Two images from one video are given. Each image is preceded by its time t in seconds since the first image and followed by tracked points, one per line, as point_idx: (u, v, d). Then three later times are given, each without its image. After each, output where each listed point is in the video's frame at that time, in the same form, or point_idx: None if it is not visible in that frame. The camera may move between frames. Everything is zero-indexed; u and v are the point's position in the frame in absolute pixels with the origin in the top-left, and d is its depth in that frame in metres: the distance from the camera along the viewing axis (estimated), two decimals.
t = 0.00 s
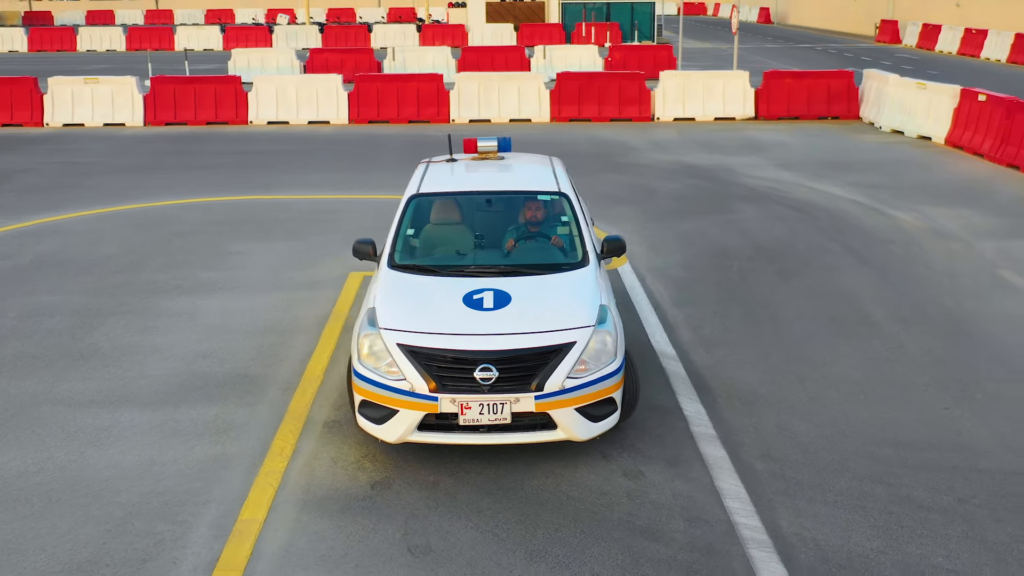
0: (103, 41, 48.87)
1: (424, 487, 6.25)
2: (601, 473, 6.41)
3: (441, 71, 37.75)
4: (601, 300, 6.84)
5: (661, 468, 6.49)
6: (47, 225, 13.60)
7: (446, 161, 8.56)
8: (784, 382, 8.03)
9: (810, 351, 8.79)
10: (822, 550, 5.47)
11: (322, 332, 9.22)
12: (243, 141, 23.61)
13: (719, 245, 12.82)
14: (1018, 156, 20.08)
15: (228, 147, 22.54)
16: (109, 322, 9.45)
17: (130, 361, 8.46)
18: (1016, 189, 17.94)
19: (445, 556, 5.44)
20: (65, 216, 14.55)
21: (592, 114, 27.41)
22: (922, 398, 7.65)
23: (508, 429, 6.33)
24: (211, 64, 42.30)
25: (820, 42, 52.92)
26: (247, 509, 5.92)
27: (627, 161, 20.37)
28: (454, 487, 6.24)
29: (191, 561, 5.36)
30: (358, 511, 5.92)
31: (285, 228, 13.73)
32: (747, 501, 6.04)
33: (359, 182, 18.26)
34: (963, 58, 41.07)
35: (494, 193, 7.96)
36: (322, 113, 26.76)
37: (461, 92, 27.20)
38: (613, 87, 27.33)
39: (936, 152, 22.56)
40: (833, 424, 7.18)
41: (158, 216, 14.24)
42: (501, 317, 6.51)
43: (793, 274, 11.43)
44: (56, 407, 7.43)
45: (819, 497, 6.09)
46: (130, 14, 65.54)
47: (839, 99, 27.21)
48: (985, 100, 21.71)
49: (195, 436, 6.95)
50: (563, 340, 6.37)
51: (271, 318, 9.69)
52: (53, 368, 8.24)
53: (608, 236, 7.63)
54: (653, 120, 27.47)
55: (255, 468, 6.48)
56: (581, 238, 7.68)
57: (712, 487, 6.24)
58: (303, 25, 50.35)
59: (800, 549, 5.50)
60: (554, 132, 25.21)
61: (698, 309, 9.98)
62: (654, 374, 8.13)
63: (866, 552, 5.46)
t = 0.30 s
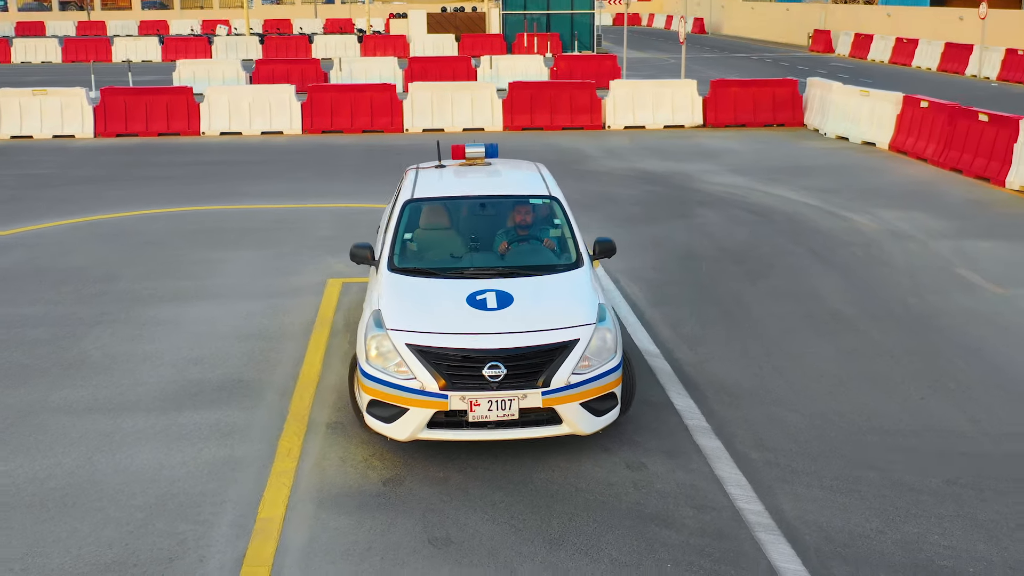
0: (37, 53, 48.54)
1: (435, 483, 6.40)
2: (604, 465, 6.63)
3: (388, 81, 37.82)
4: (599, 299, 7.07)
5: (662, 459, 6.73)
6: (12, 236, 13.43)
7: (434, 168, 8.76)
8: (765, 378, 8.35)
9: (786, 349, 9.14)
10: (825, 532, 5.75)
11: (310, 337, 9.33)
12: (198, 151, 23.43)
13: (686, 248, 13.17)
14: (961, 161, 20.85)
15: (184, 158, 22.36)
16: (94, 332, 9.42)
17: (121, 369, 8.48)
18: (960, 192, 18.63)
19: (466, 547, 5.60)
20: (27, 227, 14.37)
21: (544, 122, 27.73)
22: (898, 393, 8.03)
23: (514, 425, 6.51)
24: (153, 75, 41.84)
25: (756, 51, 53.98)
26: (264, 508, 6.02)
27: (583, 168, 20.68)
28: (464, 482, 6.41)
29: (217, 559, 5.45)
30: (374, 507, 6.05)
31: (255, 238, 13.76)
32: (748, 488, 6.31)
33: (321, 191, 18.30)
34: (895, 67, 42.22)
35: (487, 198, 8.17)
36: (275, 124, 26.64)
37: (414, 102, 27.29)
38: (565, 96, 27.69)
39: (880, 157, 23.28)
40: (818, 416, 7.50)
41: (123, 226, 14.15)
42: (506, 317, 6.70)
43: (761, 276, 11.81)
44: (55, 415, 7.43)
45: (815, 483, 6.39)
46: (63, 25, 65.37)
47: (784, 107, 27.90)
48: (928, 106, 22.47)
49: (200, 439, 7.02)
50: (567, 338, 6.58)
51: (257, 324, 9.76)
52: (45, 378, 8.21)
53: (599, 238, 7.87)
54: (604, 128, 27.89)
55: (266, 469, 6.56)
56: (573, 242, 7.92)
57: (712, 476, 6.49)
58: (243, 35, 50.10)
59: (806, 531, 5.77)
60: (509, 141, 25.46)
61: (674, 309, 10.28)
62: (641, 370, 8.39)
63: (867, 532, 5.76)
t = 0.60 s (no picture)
0: None
1: (452, 477, 6.60)
2: (613, 457, 6.89)
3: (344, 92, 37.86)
4: (602, 299, 7.34)
5: (667, 450, 7.01)
6: None
7: (432, 175, 8.97)
8: (754, 373, 8.69)
9: (770, 346, 9.49)
10: (830, 514, 6.07)
11: (307, 342, 9.48)
12: (162, 162, 23.32)
13: (661, 252, 13.52)
14: (915, 166, 21.50)
15: (148, 169, 22.25)
16: (91, 341, 9.48)
17: (123, 375, 8.57)
18: (916, 197, 19.22)
19: (491, 536, 5.82)
20: None
21: (507, 132, 28.00)
22: (881, 386, 8.41)
23: (526, 420, 6.75)
24: (104, 87, 41.40)
25: (704, 62, 54.76)
26: (289, 504, 6.18)
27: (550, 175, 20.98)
28: (480, 475, 6.62)
29: (251, 553, 5.61)
30: (396, 501, 6.24)
31: (234, 246, 13.84)
32: (752, 476, 6.61)
33: (292, 201, 18.37)
34: (841, 77, 43.05)
35: (488, 203, 8.39)
36: (238, 135, 26.60)
37: (377, 112, 27.43)
38: (526, 106, 28.00)
39: (837, 163, 23.89)
40: (809, 408, 7.85)
41: (99, 236, 14.14)
42: (515, 316, 6.93)
43: (737, 278, 12.19)
44: (65, 421, 7.52)
45: (815, 470, 6.71)
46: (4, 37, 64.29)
47: (740, 115, 28.44)
48: (881, 114, 23.22)
49: (215, 441, 7.16)
50: (576, 335, 6.83)
51: (251, 331, 9.89)
52: (49, 386, 8.28)
53: (596, 240, 8.13)
54: (565, 137, 28.25)
55: (285, 467, 6.72)
56: (571, 244, 8.19)
57: (717, 465, 6.78)
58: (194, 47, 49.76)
59: (812, 514, 6.08)
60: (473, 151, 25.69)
61: (658, 309, 10.59)
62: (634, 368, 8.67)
63: (868, 513, 6.08)
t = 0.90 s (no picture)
0: None
1: (472, 467, 6.84)
2: (624, 446, 7.17)
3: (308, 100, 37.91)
4: (609, 296, 7.62)
5: (674, 439, 7.31)
6: None
7: (434, 178, 9.22)
8: (747, 367, 9.02)
9: (760, 341, 9.85)
10: (836, 495, 6.40)
11: (310, 344, 9.66)
12: (134, 171, 23.26)
13: (642, 254, 13.86)
14: (879, 171, 22.09)
15: (120, 178, 22.19)
16: (95, 345, 9.58)
17: (132, 377, 8.70)
18: (881, 200, 19.78)
19: (518, 521, 6.06)
20: None
21: (476, 140, 28.24)
22: (870, 378, 8.79)
23: (542, 412, 7.00)
24: (63, 97, 41.02)
25: (660, 71, 55.48)
26: (319, 495, 6.38)
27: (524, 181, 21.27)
28: (499, 465, 6.87)
29: (289, 541, 5.80)
30: (422, 491, 6.47)
31: (220, 252, 13.95)
32: (759, 461, 6.93)
33: (270, 208, 18.46)
34: (795, 85, 43.82)
35: (493, 205, 8.64)
36: (209, 143, 26.57)
37: (348, 121, 27.54)
38: (496, 114, 28.28)
39: (801, 169, 24.45)
40: (803, 399, 8.20)
41: (84, 243, 14.17)
42: (528, 313, 7.19)
43: (719, 278, 12.56)
44: (84, 421, 7.64)
45: (817, 455, 7.04)
46: None
47: (705, 122, 28.85)
48: (844, 121, 23.85)
49: (236, 438, 7.33)
50: (589, 329, 7.11)
51: (253, 334, 10.05)
52: (61, 389, 8.38)
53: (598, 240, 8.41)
54: (534, 145, 28.59)
55: (309, 461, 6.91)
56: (574, 245, 8.46)
57: (724, 453, 7.09)
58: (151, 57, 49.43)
59: (819, 495, 6.41)
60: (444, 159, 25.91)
61: (648, 308, 10.91)
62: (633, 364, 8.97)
63: (872, 494, 6.42)
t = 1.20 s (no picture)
0: None
1: (490, 458, 7.07)
2: (633, 436, 7.44)
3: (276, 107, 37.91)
4: (615, 292, 7.89)
5: (681, 429, 7.60)
6: None
7: (437, 180, 9.44)
8: (741, 360, 9.35)
9: (751, 336, 10.18)
10: (840, 478, 6.71)
11: (314, 344, 9.84)
12: (110, 178, 23.20)
13: (627, 255, 14.18)
14: (847, 174, 22.60)
15: (96, 185, 22.13)
16: (100, 347, 9.68)
17: (143, 377, 8.83)
18: (851, 202, 20.26)
19: (541, 507, 6.31)
20: None
21: (450, 146, 28.40)
22: (860, 370, 9.14)
23: (555, 404, 7.25)
24: (25, 105, 40.60)
25: (621, 77, 55.98)
26: (345, 486, 6.57)
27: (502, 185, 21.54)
28: (516, 456, 7.11)
29: (322, 529, 5.99)
30: (445, 481, 6.68)
31: (209, 257, 14.05)
32: (764, 448, 7.23)
33: (251, 214, 18.56)
34: (755, 92, 44.38)
35: (498, 206, 8.89)
36: (183, 151, 26.53)
37: (322, 128, 27.59)
38: (469, 120, 28.46)
39: (771, 172, 24.93)
40: (799, 389, 8.53)
41: (71, 250, 14.19)
42: (540, 308, 7.44)
43: (704, 277, 12.90)
44: (102, 420, 7.76)
45: (818, 441, 7.37)
46: None
47: (674, 127, 29.37)
48: (812, 126, 24.37)
49: (255, 434, 7.51)
50: (599, 324, 7.38)
51: (255, 335, 10.20)
52: (74, 390, 8.49)
53: (601, 240, 8.69)
54: (507, 151, 28.85)
55: (330, 455, 7.10)
56: (578, 244, 8.72)
57: (730, 440, 7.38)
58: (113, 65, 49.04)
59: (824, 478, 6.72)
60: (419, 165, 26.11)
61: (639, 306, 11.21)
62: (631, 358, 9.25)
63: (873, 476, 6.75)
